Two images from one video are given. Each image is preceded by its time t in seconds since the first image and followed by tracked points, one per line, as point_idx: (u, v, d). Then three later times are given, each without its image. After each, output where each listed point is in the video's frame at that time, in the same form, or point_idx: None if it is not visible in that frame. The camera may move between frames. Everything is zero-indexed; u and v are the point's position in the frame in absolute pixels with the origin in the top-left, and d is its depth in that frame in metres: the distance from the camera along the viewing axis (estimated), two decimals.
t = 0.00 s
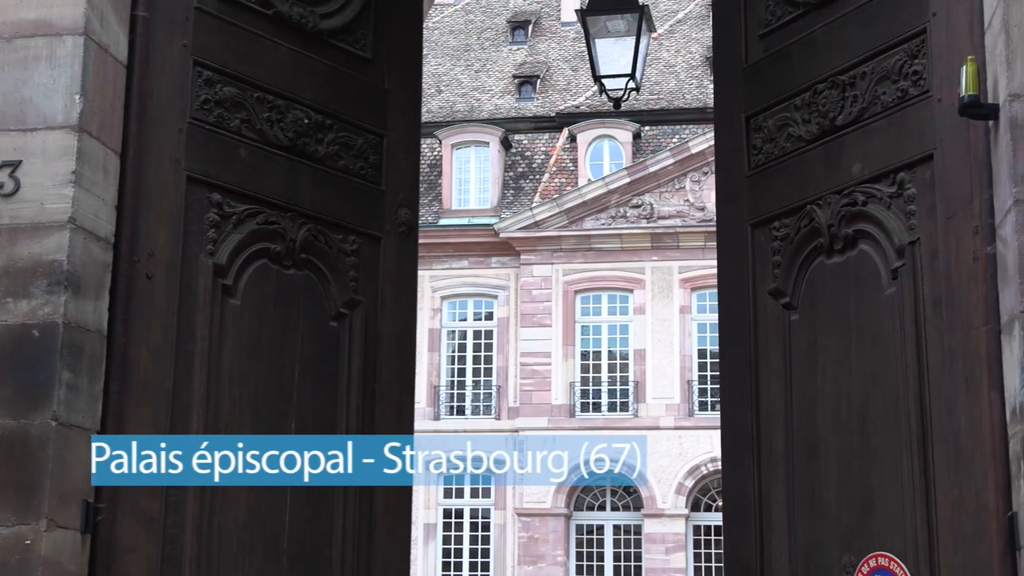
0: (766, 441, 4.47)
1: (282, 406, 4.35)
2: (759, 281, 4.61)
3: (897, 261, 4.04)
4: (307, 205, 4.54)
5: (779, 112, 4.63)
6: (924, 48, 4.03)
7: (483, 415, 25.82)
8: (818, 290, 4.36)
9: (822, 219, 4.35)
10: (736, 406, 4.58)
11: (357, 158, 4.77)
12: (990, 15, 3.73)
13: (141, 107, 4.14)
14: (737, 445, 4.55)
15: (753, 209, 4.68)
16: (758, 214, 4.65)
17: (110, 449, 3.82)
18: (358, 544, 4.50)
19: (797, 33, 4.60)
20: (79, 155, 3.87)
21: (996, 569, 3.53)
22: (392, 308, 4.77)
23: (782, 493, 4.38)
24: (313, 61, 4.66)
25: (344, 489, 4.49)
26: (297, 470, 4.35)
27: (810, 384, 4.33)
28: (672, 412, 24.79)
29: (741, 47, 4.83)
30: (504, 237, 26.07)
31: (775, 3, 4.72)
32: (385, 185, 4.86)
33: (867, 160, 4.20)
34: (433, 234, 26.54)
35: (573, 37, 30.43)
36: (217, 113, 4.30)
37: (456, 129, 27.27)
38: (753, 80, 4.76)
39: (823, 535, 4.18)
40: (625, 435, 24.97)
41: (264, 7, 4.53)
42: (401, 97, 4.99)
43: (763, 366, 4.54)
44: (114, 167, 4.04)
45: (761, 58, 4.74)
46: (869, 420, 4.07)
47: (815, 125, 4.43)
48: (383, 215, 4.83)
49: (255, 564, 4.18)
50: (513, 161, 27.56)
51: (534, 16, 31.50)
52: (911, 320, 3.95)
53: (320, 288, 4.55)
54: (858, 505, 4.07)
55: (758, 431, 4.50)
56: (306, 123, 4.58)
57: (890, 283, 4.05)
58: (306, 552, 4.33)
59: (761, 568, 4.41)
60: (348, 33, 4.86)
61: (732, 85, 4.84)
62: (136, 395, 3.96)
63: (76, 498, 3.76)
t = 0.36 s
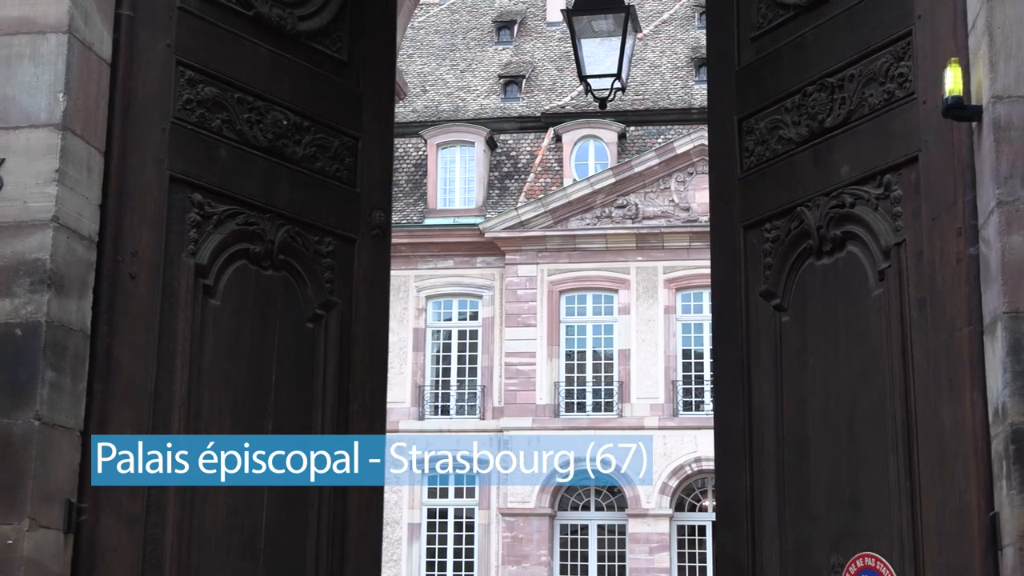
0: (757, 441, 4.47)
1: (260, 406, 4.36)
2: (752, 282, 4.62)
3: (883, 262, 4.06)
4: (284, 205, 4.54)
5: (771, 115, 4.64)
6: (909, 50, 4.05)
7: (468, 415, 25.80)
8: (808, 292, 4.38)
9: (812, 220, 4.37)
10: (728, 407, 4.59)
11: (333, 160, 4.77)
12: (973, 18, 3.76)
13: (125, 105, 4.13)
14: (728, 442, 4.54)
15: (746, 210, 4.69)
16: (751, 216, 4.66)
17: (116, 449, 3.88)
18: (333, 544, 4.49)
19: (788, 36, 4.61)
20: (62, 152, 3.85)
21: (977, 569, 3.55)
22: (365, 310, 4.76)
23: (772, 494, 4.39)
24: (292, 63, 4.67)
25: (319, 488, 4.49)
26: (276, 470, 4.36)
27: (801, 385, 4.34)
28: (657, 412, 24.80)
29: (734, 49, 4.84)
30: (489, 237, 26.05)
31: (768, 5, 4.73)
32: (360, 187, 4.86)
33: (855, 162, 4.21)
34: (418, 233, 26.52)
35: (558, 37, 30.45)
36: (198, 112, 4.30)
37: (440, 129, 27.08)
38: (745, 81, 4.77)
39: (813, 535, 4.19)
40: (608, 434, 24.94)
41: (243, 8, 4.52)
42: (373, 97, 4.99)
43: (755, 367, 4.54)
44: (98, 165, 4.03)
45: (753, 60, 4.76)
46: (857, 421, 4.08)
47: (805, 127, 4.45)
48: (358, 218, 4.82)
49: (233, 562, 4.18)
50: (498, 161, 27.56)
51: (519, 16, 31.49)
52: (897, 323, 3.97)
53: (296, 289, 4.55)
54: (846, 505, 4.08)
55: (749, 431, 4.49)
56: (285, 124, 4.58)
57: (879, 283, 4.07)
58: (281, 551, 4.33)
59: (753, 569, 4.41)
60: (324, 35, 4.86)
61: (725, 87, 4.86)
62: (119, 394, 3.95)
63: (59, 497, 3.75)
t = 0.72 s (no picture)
0: (752, 443, 4.49)
1: (241, 406, 4.38)
2: (747, 283, 4.64)
3: (873, 263, 4.07)
4: (265, 205, 4.56)
5: (765, 117, 4.65)
6: (898, 52, 4.06)
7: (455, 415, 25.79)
8: (801, 292, 4.39)
9: (804, 222, 4.38)
10: (726, 408, 4.61)
11: (311, 162, 4.79)
12: (960, 19, 3.77)
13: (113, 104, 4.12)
14: (726, 445, 4.58)
15: (741, 212, 4.71)
16: (746, 218, 4.68)
17: (116, 449, 3.92)
18: (310, 544, 4.53)
19: (780, 38, 4.62)
20: (49, 152, 3.84)
21: (962, 569, 3.56)
22: (342, 312, 4.80)
23: (767, 495, 4.41)
24: (273, 64, 4.68)
25: (297, 489, 4.52)
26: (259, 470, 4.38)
27: (795, 385, 4.35)
28: (644, 412, 24.81)
29: (730, 52, 4.86)
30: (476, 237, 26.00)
31: (762, 7, 4.75)
32: (337, 189, 4.88)
33: (846, 164, 4.22)
34: (406, 233, 26.50)
35: (547, 37, 30.46)
36: (183, 113, 4.30)
37: (427, 129, 27.16)
38: (741, 83, 4.78)
39: (807, 536, 4.20)
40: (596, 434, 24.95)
41: (226, 9, 4.53)
42: (349, 100, 5.01)
43: (751, 368, 4.56)
44: (85, 164, 4.01)
45: (748, 62, 4.77)
46: (848, 421, 4.10)
47: (797, 128, 4.46)
48: (335, 220, 4.85)
49: (214, 562, 4.19)
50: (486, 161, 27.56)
51: (508, 16, 31.49)
52: (886, 324, 3.98)
53: (275, 289, 4.58)
54: (837, 506, 4.09)
55: (746, 430, 4.53)
56: (266, 126, 4.61)
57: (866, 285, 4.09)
58: (260, 551, 4.35)
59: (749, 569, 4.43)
60: (304, 37, 4.87)
61: (721, 90, 4.87)
62: (106, 393, 3.94)
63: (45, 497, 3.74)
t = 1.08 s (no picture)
0: (757, 444, 4.50)
1: (231, 408, 4.39)
2: (752, 285, 4.65)
3: (873, 264, 4.07)
4: (256, 206, 4.57)
5: (769, 118, 4.66)
6: (896, 53, 4.06)
7: (453, 415, 25.79)
8: (804, 293, 4.40)
9: (806, 223, 4.38)
10: (732, 409, 4.62)
11: (298, 164, 4.80)
12: (957, 20, 3.78)
13: (112, 104, 4.11)
14: (733, 446, 4.58)
15: (746, 214, 4.71)
16: (750, 220, 4.69)
17: (116, 449, 3.93)
18: (298, 545, 4.54)
19: (783, 40, 4.63)
20: (46, 152, 3.84)
21: (959, 569, 3.57)
22: (328, 314, 4.82)
23: (772, 496, 4.41)
24: (263, 66, 4.69)
25: (285, 489, 4.54)
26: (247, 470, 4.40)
27: (799, 386, 4.36)
28: (641, 412, 24.82)
29: (735, 54, 4.87)
30: (473, 237, 25.97)
31: (765, 9, 4.75)
32: (323, 191, 4.89)
33: (847, 165, 4.22)
34: (403, 233, 26.49)
35: (544, 37, 30.46)
36: (177, 113, 4.30)
37: (424, 129, 27.16)
38: (745, 85, 4.79)
39: (811, 538, 4.20)
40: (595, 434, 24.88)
41: (218, 11, 4.54)
42: (335, 101, 5.03)
43: (755, 369, 4.57)
44: (81, 164, 4.02)
45: (752, 64, 4.78)
46: (850, 422, 4.10)
47: (800, 130, 4.47)
48: (321, 222, 4.86)
49: (205, 562, 4.20)
50: (483, 161, 27.56)
51: (505, 16, 31.50)
52: (886, 325, 3.99)
53: (264, 291, 4.59)
54: (839, 507, 4.09)
55: (751, 431, 4.53)
56: (257, 128, 4.62)
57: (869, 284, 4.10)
58: (249, 551, 4.37)
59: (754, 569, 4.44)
60: (292, 40, 4.89)
61: (727, 91, 4.88)
62: (102, 394, 3.94)
63: (42, 497, 3.74)
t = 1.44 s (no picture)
0: (766, 444, 4.51)
1: (226, 409, 4.40)
2: (760, 286, 4.65)
3: (876, 265, 4.07)
4: (249, 208, 4.59)
5: (776, 119, 4.66)
6: (898, 53, 4.06)
7: (453, 415, 25.79)
8: (810, 293, 4.40)
9: (812, 224, 4.39)
10: (742, 410, 4.62)
11: (288, 165, 4.82)
12: (957, 20, 3.78)
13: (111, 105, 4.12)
14: (742, 445, 4.59)
15: (755, 215, 4.71)
16: (758, 221, 4.69)
17: (116, 449, 3.93)
18: (286, 544, 4.56)
19: (789, 41, 4.63)
20: (46, 152, 3.85)
21: (959, 569, 3.57)
22: (317, 315, 4.84)
23: (780, 496, 4.41)
24: (257, 68, 4.71)
25: (274, 488, 4.56)
26: (244, 470, 4.42)
27: (805, 387, 4.36)
28: (641, 412, 24.82)
29: (742, 55, 4.87)
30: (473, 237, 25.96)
31: (772, 11, 4.76)
32: (312, 195, 4.91)
33: (851, 166, 4.22)
34: (403, 233, 26.50)
35: (544, 37, 30.48)
36: (174, 115, 4.31)
37: (424, 129, 27.17)
38: (753, 87, 4.80)
39: (817, 538, 4.21)
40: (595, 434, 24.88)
41: (213, 12, 4.55)
42: (324, 103, 5.04)
43: (763, 369, 4.58)
44: (81, 164, 4.02)
45: (759, 65, 4.79)
46: (854, 422, 4.10)
47: (806, 131, 4.47)
48: (310, 224, 4.88)
49: (198, 562, 4.21)
50: (483, 161, 27.56)
51: (505, 16, 31.50)
52: (889, 325, 3.98)
53: (256, 292, 4.60)
54: (844, 507, 4.10)
55: (760, 432, 4.54)
56: (250, 129, 4.63)
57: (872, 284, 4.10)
58: (240, 551, 4.38)
59: (763, 569, 4.44)
60: (284, 42, 4.90)
61: (735, 93, 4.89)
62: (102, 393, 3.94)
63: (42, 497, 3.74)
